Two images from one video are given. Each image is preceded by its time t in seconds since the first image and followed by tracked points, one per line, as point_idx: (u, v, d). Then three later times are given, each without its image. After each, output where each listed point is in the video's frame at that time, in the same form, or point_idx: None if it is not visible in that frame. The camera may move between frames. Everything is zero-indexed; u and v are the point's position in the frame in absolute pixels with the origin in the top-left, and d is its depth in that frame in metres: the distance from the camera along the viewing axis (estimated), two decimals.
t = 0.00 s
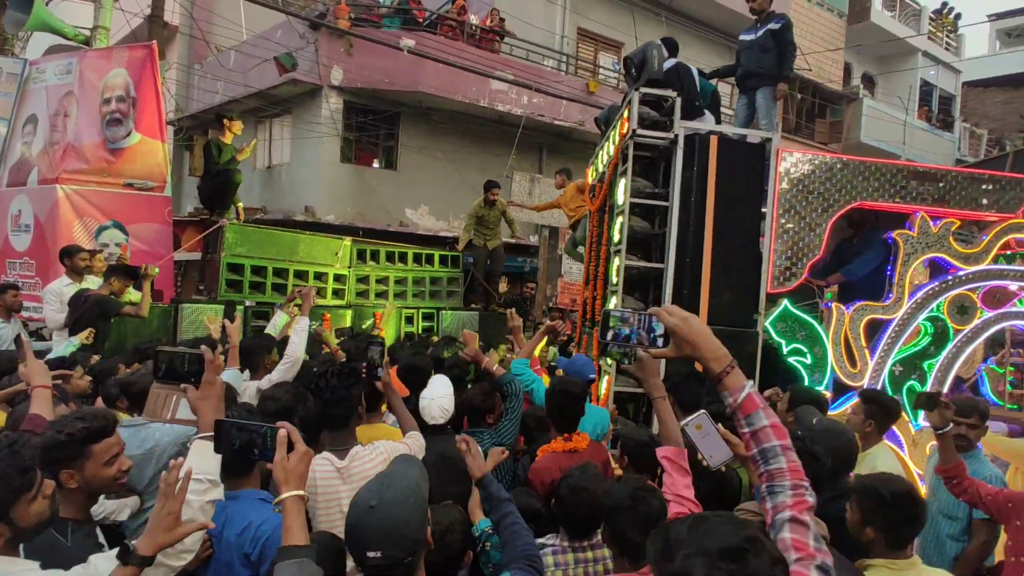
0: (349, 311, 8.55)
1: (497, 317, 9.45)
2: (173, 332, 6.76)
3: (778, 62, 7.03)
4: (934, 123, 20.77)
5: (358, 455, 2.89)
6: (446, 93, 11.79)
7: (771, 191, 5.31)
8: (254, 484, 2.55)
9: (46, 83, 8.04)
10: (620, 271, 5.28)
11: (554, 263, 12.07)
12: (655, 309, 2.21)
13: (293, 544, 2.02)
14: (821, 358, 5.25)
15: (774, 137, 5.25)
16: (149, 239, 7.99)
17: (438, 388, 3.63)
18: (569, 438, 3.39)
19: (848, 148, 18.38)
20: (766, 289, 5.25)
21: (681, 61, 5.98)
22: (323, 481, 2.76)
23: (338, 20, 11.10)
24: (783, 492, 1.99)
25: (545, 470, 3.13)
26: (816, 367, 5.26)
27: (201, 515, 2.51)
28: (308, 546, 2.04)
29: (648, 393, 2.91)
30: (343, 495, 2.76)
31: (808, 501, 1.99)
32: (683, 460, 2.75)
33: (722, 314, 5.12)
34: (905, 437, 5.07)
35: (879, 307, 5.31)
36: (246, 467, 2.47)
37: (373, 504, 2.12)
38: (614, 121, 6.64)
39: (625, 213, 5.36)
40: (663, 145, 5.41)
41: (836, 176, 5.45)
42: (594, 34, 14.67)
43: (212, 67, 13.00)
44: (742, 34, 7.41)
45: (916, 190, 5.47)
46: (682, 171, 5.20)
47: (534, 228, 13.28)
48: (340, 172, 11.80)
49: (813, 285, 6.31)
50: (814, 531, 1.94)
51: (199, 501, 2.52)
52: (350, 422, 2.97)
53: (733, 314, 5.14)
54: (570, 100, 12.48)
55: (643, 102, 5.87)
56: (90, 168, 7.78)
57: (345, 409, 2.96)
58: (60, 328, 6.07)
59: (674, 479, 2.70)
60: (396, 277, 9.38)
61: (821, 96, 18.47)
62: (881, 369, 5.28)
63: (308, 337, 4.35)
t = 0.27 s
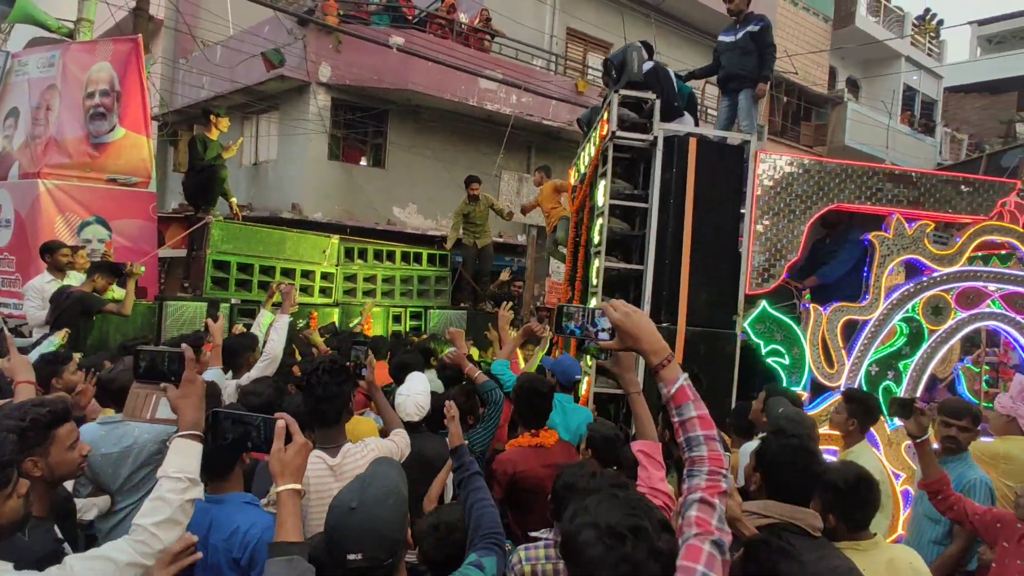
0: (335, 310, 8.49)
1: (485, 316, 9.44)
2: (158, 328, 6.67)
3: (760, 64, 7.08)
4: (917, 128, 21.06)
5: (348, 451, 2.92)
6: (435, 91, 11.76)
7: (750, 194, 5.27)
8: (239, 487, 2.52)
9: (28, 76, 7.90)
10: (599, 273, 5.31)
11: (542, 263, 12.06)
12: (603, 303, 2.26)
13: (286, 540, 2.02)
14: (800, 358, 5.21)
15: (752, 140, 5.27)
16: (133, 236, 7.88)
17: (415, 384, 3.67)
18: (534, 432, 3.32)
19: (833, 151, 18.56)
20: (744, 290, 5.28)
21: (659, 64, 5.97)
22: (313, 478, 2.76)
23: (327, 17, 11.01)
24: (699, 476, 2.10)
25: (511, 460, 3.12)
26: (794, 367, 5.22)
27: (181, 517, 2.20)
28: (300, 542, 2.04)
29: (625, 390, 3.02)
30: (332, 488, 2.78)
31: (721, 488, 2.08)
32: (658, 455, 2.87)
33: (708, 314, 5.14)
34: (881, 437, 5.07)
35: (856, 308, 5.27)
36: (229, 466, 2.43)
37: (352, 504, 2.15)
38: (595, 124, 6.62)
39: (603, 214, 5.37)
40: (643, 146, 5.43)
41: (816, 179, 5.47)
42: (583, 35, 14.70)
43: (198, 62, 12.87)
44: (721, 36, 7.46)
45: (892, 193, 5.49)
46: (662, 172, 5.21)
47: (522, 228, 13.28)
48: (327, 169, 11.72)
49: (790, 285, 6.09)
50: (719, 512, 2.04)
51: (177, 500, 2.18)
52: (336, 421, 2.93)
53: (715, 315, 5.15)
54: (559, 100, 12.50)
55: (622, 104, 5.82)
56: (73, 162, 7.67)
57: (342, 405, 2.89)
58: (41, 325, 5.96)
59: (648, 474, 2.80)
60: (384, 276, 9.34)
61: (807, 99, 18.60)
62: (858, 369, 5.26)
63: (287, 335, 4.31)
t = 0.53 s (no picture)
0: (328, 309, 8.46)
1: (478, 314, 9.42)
2: (148, 325, 6.61)
3: (744, 65, 7.10)
4: (906, 130, 21.22)
5: (328, 452, 2.89)
6: (428, 89, 11.73)
7: (741, 194, 5.28)
8: (235, 484, 2.50)
9: (15, 70, 7.70)
10: (592, 272, 5.31)
11: (534, 262, 12.07)
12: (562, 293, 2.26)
13: (276, 535, 1.95)
14: (790, 359, 5.25)
15: (745, 140, 5.28)
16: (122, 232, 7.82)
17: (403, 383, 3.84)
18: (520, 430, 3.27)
19: (823, 152, 18.67)
20: (737, 291, 5.30)
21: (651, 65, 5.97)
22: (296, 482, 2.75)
23: (319, 13, 10.94)
24: (640, 449, 2.14)
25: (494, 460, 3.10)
26: (785, 367, 5.25)
27: (159, 511, 2.14)
28: (293, 539, 1.98)
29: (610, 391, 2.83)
30: (314, 490, 2.76)
31: (660, 461, 2.12)
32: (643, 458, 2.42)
33: (700, 314, 5.17)
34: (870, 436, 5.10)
35: (846, 309, 5.27)
36: (222, 467, 2.41)
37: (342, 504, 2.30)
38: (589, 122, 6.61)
39: (596, 215, 5.37)
40: (635, 146, 5.42)
41: (807, 180, 5.48)
42: (576, 34, 14.71)
43: (188, 57, 12.77)
44: (705, 37, 7.46)
45: (883, 195, 5.51)
46: (655, 172, 5.21)
47: (515, 226, 13.28)
48: (320, 167, 11.66)
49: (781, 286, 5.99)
50: (652, 482, 2.09)
51: (155, 494, 2.12)
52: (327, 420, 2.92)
53: (708, 315, 5.18)
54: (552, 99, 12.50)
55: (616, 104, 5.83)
56: (62, 158, 7.59)
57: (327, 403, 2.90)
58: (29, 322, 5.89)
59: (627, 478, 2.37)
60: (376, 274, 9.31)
61: (799, 100, 18.61)
62: (848, 369, 5.26)
63: (270, 333, 4.30)
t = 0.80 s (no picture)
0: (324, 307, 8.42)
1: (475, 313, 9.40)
2: (143, 322, 6.57)
3: (738, 64, 7.08)
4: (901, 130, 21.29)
5: (315, 449, 2.80)
6: (425, 87, 11.71)
7: (743, 192, 5.29)
8: (236, 482, 2.48)
9: (9, 65, 7.62)
10: (593, 268, 5.29)
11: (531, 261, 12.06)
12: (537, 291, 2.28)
13: (281, 532, 1.93)
14: (789, 357, 5.24)
15: (747, 140, 5.30)
16: (116, 229, 7.78)
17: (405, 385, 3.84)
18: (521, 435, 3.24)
19: (819, 152, 18.70)
20: (737, 289, 5.27)
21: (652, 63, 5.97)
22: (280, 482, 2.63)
23: (316, 10, 10.88)
24: (605, 442, 2.07)
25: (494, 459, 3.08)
26: (784, 365, 5.23)
27: (143, 506, 2.11)
28: (299, 535, 1.96)
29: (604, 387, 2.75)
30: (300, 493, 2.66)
31: (625, 454, 2.04)
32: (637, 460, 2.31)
33: (698, 313, 5.16)
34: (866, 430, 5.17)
35: (845, 308, 5.26)
36: (221, 464, 2.39)
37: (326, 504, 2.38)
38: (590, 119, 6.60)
39: (598, 212, 5.35)
40: (638, 144, 5.40)
41: (807, 179, 5.48)
42: (574, 33, 14.69)
43: (183, 53, 12.69)
44: (702, 37, 7.48)
45: (884, 194, 5.51)
46: (657, 170, 5.20)
47: (511, 224, 13.26)
48: (316, 164, 11.61)
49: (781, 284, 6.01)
50: (616, 471, 1.99)
51: (139, 489, 2.09)
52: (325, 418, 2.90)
53: (707, 314, 5.19)
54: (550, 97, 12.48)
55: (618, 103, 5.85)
56: (56, 154, 7.52)
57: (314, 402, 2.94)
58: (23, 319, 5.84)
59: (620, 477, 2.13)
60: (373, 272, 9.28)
61: (795, 100, 18.49)
62: (847, 367, 5.27)
63: (259, 329, 4.28)
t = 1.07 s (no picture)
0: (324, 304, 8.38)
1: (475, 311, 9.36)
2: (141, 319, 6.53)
3: (744, 62, 7.06)
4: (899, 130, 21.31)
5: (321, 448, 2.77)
6: (424, 85, 11.67)
7: (746, 191, 5.27)
8: (236, 480, 2.45)
9: (7, 60, 7.56)
10: (595, 266, 5.27)
11: (530, 259, 12.02)
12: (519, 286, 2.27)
13: (290, 527, 1.89)
14: (791, 355, 5.24)
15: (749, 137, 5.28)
16: (115, 226, 7.73)
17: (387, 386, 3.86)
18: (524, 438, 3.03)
19: (817, 152, 18.73)
20: (739, 287, 5.25)
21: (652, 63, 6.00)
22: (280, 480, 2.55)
23: (315, 7, 10.83)
24: (582, 447, 2.10)
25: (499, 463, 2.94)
26: (786, 364, 5.24)
27: (136, 502, 2.08)
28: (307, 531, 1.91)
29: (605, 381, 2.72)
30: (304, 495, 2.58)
31: (601, 460, 2.06)
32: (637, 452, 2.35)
33: (701, 312, 5.15)
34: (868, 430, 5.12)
35: (847, 307, 5.25)
36: (221, 462, 2.36)
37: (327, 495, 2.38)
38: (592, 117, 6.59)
39: (601, 209, 5.34)
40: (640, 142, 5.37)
41: (809, 177, 5.45)
42: (573, 31, 14.66)
43: (181, 50, 12.64)
44: (708, 35, 7.46)
45: (886, 193, 5.50)
46: (659, 167, 5.18)
47: (511, 223, 13.23)
48: (315, 162, 11.57)
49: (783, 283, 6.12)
50: (591, 480, 2.02)
51: (133, 485, 2.07)
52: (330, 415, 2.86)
53: (710, 312, 5.17)
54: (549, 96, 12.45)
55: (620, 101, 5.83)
56: (54, 151, 7.45)
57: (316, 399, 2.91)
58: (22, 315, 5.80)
59: (621, 473, 2.32)
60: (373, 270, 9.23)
61: (793, 100, 18.58)
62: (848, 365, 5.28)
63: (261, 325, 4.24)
